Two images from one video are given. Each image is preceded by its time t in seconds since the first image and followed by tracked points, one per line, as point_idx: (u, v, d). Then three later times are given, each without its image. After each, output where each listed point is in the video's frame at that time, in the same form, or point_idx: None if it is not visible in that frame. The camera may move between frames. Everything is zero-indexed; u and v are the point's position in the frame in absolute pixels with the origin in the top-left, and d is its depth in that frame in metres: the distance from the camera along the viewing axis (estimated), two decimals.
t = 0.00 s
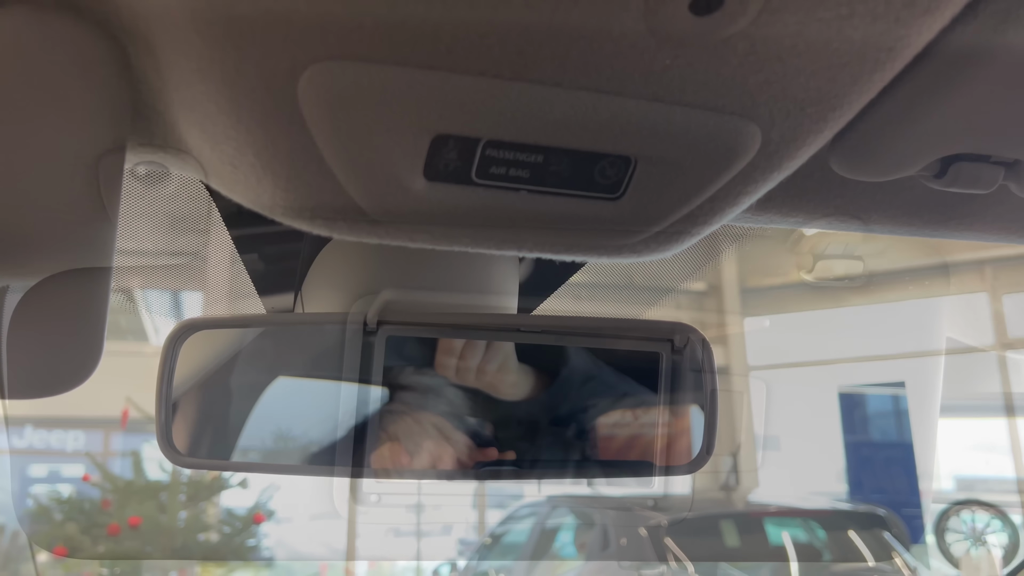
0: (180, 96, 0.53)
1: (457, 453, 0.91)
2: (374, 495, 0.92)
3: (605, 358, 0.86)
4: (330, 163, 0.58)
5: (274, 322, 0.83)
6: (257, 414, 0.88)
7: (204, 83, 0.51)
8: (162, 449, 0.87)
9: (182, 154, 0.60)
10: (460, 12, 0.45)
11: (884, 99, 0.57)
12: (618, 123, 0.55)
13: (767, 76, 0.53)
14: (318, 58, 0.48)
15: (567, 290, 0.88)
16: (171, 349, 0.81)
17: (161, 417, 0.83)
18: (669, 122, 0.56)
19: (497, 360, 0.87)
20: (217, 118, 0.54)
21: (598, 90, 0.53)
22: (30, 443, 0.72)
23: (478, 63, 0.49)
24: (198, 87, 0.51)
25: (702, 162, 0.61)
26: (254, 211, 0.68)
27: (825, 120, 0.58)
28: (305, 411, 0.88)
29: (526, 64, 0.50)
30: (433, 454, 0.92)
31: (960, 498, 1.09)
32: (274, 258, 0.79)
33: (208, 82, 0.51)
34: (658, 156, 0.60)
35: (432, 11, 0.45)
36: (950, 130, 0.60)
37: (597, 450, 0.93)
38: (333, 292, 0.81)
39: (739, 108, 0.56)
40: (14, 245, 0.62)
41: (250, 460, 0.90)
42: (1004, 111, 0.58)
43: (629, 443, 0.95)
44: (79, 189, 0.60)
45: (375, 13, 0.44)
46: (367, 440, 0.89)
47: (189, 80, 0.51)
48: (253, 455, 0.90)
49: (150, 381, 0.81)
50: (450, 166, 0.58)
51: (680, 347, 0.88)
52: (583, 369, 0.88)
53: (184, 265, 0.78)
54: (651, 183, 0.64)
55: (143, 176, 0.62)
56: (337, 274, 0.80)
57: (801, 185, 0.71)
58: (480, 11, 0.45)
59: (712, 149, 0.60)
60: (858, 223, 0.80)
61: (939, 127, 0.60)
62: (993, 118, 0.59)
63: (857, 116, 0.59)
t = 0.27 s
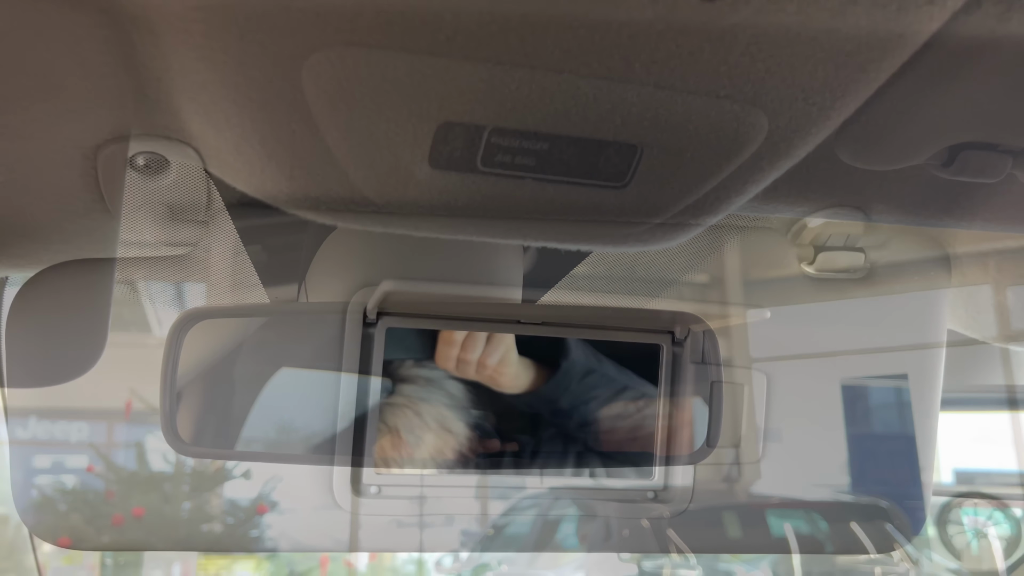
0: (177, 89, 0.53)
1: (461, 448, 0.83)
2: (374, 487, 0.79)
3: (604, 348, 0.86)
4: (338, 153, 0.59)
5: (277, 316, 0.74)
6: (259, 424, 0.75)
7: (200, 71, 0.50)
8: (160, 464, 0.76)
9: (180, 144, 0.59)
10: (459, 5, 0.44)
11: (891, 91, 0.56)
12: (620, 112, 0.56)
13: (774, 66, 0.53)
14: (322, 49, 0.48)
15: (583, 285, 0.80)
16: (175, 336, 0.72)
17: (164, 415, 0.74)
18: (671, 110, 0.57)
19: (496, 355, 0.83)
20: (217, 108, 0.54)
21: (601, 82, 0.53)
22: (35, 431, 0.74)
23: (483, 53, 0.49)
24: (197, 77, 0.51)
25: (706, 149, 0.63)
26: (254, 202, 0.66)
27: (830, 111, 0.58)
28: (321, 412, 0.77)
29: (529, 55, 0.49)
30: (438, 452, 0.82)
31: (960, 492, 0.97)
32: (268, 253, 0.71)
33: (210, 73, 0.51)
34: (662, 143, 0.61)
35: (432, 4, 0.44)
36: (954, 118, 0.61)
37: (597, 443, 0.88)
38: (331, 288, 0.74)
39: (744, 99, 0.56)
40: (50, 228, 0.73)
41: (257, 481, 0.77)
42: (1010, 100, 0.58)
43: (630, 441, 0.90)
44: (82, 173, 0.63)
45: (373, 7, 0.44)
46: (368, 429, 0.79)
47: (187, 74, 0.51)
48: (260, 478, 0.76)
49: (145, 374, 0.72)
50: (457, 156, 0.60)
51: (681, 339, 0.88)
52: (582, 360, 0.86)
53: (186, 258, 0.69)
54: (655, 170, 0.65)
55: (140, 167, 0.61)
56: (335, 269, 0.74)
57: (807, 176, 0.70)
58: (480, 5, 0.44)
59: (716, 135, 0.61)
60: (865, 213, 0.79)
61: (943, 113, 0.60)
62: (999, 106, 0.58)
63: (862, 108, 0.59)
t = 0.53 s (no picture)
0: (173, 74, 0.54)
1: (463, 441, 0.70)
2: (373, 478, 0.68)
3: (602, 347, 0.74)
4: (346, 141, 0.62)
5: (260, 316, 0.64)
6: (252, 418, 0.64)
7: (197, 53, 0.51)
8: (122, 489, 0.62)
9: (173, 130, 0.60)
10: None
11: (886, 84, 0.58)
12: (621, 100, 0.59)
13: (772, 56, 0.54)
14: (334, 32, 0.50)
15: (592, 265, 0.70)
16: (176, 332, 0.63)
17: (168, 403, 0.63)
18: (671, 100, 0.59)
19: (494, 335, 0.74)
20: (215, 89, 0.55)
21: (601, 71, 0.55)
22: (38, 424, 0.61)
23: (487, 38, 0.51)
24: (193, 60, 0.52)
25: (706, 139, 0.65)
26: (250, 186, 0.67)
27: (828, 100, 0.60)
28: (319, 405, 0.65)
29: (529, 42, 0.52)
30: (440, 446, 0.70)
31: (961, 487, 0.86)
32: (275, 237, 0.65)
33: (214, 56, 0.52)
34: (663, 132, 0.64)
35: None
36: (942, 107, 0.62)
37: (597, 436, 0.74)
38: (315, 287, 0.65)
39: (742, 90, 0.59)
40: (38, 215, 0.70)
41: (246, 482, 0.64)
42: (996, 87, 0.59)
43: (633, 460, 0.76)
44: (76, 160, 0.62)
45: None
46: (363, 423, 0.67)
47: (183, 58, 0.52)
48: (246, 484, 0.64)
49: (136, 374, 0.62)
50: (463, 146, 0.64)
51: (681, 328, 0.74)
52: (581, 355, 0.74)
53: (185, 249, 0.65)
54: (650, 161, 0.67)
55: (134, 155, 0.61)
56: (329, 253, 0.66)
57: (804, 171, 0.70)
58: None
59: (714, 124, 0.63)
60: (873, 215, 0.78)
61: (932, 101, 0.61)
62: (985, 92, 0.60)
63: (857, 103, 0.61)
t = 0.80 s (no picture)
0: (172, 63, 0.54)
1: (463, 431, 0.70)
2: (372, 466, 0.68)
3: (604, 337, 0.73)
4: (345, 130, 0.62)
5: (260, 305, 0.64)
6: (252, 407, 0.64)
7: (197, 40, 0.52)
8: (123, 476, 0.63)
9: (171, 117, 0.60)
10: None
11: (887, 70, 0.58)
12: (619, 86, 0.59)
13: (773, 42, 0.55)
14: (339, 16, 0.50)
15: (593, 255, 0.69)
16: (170, 322, 0.63)
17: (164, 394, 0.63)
18: (668, 89, 0.59)
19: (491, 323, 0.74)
20: (213, 77, 0.55)
21: (599, 56, 0.55)
22: (35, 415, 0.61)
23: (489, 23, 0.52)
24: (191, 46, 0.52)
25: (703, 129, 0.64)
26: (248, 173, 0.67)
27: (829, 87, 0.60)
28: (314, 396, 0.65)
29: (527, 26, 0.52)
30: (440, 435, 0.69)
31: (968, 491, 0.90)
32: (275, 224, 0.64)
33: (216, 40, 0.52)
34: (661, 122, 0.63)
35: None
36: (940, 95, 0.62)
37: (596, 425, 0.74)
38: (314, 276, 0.65)
39: (743, 77, 0.58)
40: (37, 207, 0.70)
41: (247, 471, 0.64)
42: (994, 75, 0.59)
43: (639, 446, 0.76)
44: (72, 148, 0.61)
45: None
46: (362, 411, 0.68)
47: (181, 45, 0.52)
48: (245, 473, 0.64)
49: (135, 362, 0.62)
50: (463, 133, 0.64)
51: (680, 318, 0.74)
52: (582, 348, 0.73)
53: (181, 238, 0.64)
54: (650, 149, 0.67)
55: (132, 142, 0.61)
56: (330, 240, 0.65)
57: (804, 159, 0.70)
58: None
59: (712, 113, 0.62)
60: (873, 202, 0.78)
61: (930, 90, 0.61)
62: (983, 81, 0.60)
63: (857, 89, 0.61)
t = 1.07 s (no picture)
0: (170, 52, 0.54)
1: (463, 423, 0.70)
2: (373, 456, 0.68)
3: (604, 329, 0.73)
4: (345, 118, 0.62)
5: (259, 296, 0.64)
6: (252, 398, 0.64)
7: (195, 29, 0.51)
8: (123, 466, 0.63)
9: (170, 107, 0.59)
10: None
11: (889, 60, 0.58)
12: (619, 74, 0.58)
13: (776, 31, 0.54)
14: (337, 3, 0.50)
15: (594, 245, 0.69)
16: (169, 313, 0.63)
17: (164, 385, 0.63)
18: (669, 77, 0.59)
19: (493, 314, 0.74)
20: (212, 66, 0.55)
21: (599, 43, 0.55)
22: (33, 407, 0.61)
23: (490, 12, 0.51)
24: (191, 34, 0.52)
25: (704, 117, 0.64)
26: (248, 162, 0.66)
27: (831, 77, 0.60)
28: (315, 388, 0.65)
29: (526, 13, 0.51)
30: (440, 427, 0.70)
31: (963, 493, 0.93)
32: (274, 215, 0.64)
33: (214, 29, 0.52)
34: (661, 110, 0.63)
35: None
36: (942, 85, 0.61)
37: (597, 418, 0.74)
38: (314, 266, 0.65)
39: (745, 67, 0.58)
40: (37, 196, 0.70)
41: (247, 462, 0.64)
42: (997, 65, 0.59)
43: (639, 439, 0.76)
44: (71, 137, 0.61)
45: None
46: (363, 404, 0.68)
47: (180, 33, 0.52)
48: (245, 464, 0.64)
49: (134, 354, 0.62)
50: (463, 123, 0.63)
51: (681, 308, 0.74)
52: (581, 341, 0.73)
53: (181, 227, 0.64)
54: (651, 139, 0.67)
55: (130, 132, 0.61)
56: (330, 230, 0.65)
57: (805, 150, 0.70)
58: None
59: (714, 102, 0.62)
60: (875, 192, 0.77)
61: (932, 79, 0.60)
62: (985, 71, 0.59)
63: (860, 79, 0.60)
